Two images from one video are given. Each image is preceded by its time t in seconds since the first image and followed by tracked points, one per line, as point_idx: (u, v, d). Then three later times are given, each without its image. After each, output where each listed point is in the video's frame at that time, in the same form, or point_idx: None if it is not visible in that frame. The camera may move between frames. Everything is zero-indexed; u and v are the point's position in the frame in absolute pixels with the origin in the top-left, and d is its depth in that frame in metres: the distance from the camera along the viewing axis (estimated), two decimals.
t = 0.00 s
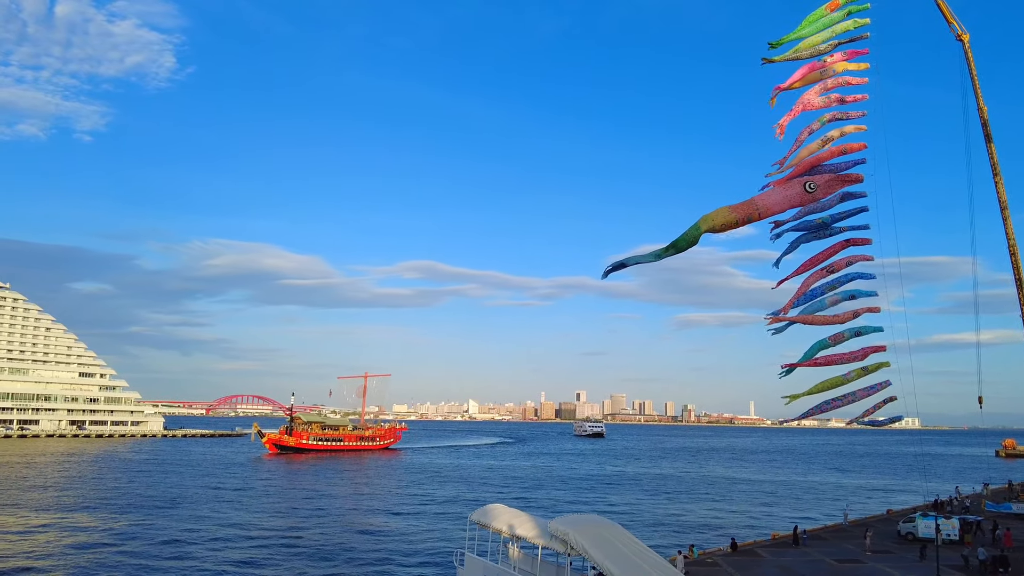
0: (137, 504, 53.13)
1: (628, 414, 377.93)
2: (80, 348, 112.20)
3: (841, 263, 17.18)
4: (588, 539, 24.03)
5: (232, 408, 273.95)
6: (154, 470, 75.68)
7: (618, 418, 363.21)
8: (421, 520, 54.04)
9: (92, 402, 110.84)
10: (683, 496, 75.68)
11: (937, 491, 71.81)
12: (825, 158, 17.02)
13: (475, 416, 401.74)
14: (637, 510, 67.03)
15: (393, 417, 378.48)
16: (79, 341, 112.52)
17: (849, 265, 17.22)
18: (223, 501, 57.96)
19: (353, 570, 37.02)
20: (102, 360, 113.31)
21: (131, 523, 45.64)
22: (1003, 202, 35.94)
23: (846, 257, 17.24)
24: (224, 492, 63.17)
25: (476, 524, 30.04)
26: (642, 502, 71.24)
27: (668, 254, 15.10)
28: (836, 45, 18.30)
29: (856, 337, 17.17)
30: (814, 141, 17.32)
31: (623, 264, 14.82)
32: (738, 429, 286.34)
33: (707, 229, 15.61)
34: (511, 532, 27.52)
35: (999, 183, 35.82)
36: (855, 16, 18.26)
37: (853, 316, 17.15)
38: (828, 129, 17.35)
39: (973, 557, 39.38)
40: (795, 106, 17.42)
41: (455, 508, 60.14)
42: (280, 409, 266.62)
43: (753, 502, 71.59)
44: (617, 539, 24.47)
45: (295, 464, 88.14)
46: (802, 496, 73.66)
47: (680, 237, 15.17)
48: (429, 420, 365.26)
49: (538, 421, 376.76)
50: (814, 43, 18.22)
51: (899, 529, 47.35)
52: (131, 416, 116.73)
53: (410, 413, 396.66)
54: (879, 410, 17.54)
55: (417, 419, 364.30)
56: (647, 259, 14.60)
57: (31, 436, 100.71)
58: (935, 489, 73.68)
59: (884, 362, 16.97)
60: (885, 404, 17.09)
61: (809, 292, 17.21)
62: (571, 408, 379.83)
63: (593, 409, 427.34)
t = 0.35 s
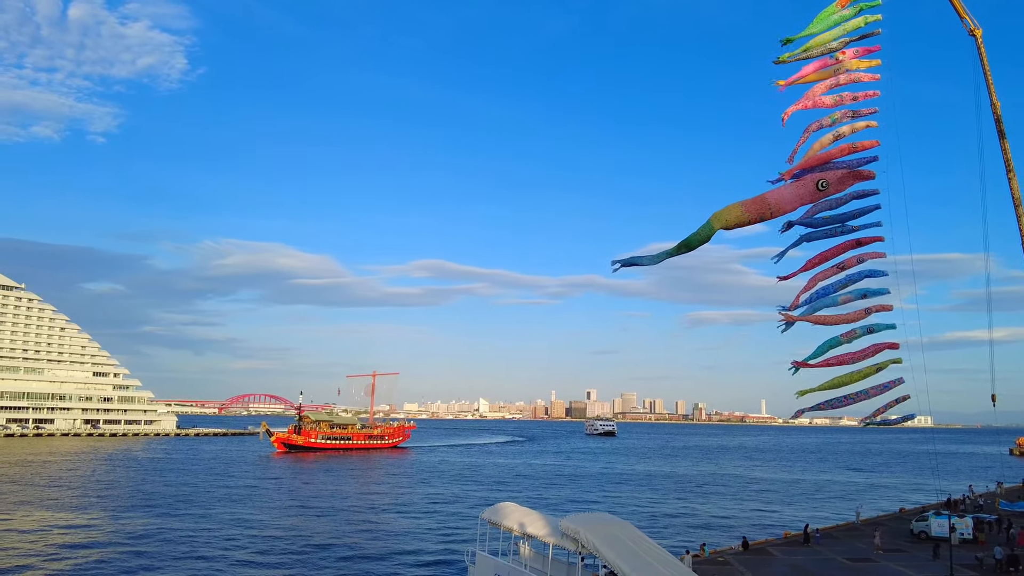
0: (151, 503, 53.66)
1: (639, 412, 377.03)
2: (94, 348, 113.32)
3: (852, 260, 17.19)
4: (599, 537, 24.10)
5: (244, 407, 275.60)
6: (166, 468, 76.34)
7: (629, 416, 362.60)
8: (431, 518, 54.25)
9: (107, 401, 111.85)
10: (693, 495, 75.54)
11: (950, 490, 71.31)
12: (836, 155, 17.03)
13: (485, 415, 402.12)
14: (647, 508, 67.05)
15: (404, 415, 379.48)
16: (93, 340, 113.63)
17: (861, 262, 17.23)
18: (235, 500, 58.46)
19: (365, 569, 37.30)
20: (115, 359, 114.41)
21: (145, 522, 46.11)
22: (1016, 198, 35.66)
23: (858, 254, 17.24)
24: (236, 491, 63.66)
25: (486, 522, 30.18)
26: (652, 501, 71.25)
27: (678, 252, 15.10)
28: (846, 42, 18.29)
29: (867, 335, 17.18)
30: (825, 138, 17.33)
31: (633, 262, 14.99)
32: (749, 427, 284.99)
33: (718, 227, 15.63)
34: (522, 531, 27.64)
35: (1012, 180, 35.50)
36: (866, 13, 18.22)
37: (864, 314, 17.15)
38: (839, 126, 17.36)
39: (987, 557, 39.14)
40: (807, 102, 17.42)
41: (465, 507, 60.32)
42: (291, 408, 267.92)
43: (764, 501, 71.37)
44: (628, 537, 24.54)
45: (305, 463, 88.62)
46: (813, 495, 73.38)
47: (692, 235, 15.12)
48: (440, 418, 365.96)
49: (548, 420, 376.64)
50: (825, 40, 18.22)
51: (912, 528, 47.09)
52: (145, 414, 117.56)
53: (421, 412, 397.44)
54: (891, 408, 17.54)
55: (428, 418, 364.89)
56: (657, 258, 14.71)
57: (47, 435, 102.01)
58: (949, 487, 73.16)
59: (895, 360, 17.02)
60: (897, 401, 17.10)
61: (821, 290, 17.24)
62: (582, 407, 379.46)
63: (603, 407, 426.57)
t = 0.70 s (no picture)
0: (166, 502, 54.21)
1: (652, 411, 375.72)
2: (111, 347, 114.66)
3: (868, 258, 17.21)
4: (612, 537, 24.20)
5: (258, 406, 277.53)
6: (181, 467, 77.07)
7: (641, 415, 361.58)
8: (443, 517, 54.47)
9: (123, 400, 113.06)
10: (706, 494, 75.35)
11: (967, 489, 70.65)
12: (849, 153, 17.08)
13: (498, 413, 402.42)
14: (660, 508, 66.90)
15: (417, 414, 380.73)
16: (109, 340, 114.87)
17: (876, 261, 17.26)
18: (249, 498, 58.91)
19: (380, 568, 37.53)
20: (131, 359, 116.08)
21: (160, 520, 46.60)
22: None
23: (874, 252, 17.28)
24: (249, 489, 64.22)
25: (500, 521, 30.37)
26: (665, 500, 71.09)
27: (692, 251, 15.30)
28: (860, 39, 18.30)
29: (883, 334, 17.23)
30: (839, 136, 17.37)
31: (646, 262, 15.30)
32: (763, 427, 282.96)
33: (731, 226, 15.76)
34: (536, 529, 27.82)
35: None
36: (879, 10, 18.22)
37: (881, 312, 17.18)
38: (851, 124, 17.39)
39: (1004, 557, 38.82)
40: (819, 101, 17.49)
41: (477, 506, 60.51)
42: (304, 408, 269.28)
43: (777, 500, 71.06)
44: (641, 536, 24.63)
45: (317, 462, 89.13)
46: (827, 494, 73.01)
47: (704, 233, 15.29)
48: (453, 417, 366.89)
49: (561, 418, 376.36)
50: (837, 39, 18.30)
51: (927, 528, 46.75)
52: (161, 414, 118.59)
53: (433, 411, 398.41)
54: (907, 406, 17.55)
55: (441, 417, 365.71)
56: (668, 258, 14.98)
57: (64, 434, 103.43)
58: (965, 487, 72.46)
59: (910, 358, 17.05)
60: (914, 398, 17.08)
61: (835, 288, 17.32)
62: (594, 406, 378.83)
63: (616, 406, 425.75)
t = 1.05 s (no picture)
0: (183, 500, 54.91)
1: (666, 411, 374.34)
2: (129, 347, 116.12)
3: (884, 255, 17.24)
4: (626, 536, 24.32)
5: (273, 405, 279.50)
6: (197, 466, 77.96)
7: (655, 415, 360.41)
8: (457, 516, 54.77)
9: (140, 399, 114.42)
10: (719, 493, 75.15)
11: (985, 489, 70.03)
12: (866, 151, 17.11)
13: (512, 413, 402.73)
14: (674, 507, 66.84)
15: (430, 413, 381.98)
16: (127, 340, 116.29)
17: (892, 259, 17.29)
18: (264, 497, 59.46)
19: (395, 566, 37.80)
20: (149, 359, 117.51)
21: (178, 519, 47.23)
22: None
23: (890, 250, 17.30)
24: (265, 488, 64.89)
25: (514, 519, 30.57)
26: (678, 500, 71.01)
27: (707, 248, 15.32)
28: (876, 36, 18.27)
29: (900, 332, 17.26)
30: (856, 134, 17.39)
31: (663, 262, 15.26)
32: (778, 426, 281.12)
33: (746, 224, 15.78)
34: (550, 527, 28.01)
35: None
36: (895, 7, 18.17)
37: (897, 310, 17.22)
38: (868, 122, 17.40)
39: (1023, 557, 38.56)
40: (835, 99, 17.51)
41: (490, 505, 60.75)
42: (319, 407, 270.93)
43: (792, 499, 70.78)
44: (655, 535, 24.73)
45: (331, 461, 89.80)
46: (842, 494, 72.59)
47: (719, 231, 15.34)
48: (466, 416, 367.89)
49: (574, 418, 375.99)
50: (853, 37, 18.28)
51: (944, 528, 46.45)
52: (178, 413, 119.75)
53: (447, 410, 399.43)
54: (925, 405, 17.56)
55: (454, 416, 366.77)
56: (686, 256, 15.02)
57: (83, 433, 104.92)
58: (983, 487, 71.83)
59: (928, 356, 17.07)
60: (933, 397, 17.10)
61: (851, 286, 17.38)
62: (608, 406, 378.06)
63: (630, 406, 424.62)
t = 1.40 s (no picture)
0: (202, 498, 55.61)
1: (682, 409, 372.88)
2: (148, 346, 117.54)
3: (902, 253, 17.11)
4: (643, 534, 24.36)
5: (291, 403, 281.87)
6: (216, 464, 78.86)
7: (671, 414, 359.15)
8: (472, 514, 55.05)
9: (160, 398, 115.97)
10: (735, 492, 74.82)
11: (1006, 489, 69.22)
12: (885, 148, 16.96)
13: (527, 411, 403.27)
14: (689, 506, 66.66)
15: (446, 412, 383.46)
16: (147, 339, 117.67)
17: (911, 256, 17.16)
18: (282, 495, 60.06)
19: (412, 565, 38.06)
20: (168, 358, 118.79)
21: (197, 516, 47.83)
22: None
23: (908, 248, 17.18)
24: (282, 485, 65.57)
25: (530, 518, 30.66)
26: (694, 499, 70.79)
27: (724, 246, 15.27)
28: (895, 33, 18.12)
29: (919, 331, 17.16)
30: (875, 132, 17.24)
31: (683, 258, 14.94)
32: (796, 425, 279.12)
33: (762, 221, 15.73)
34: (566, 526, 28.09)
35: None
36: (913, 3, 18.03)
37: (916, 309, 17.12)
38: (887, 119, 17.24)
39: None
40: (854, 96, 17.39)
41: (505, 503, 60.96)
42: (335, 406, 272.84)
43: (809, 499, 70.33)
44: (672, 535, 24.70)
45: (346, 459, 90.51)
46: (859, 494, 72.05)
47: (737, 229, 15.30)
48: (481, 415, 369.01)
49: (590, 416, 375.77)
50: (872, 34, 18.15)
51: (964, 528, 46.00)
52: (197, 411, 121.11)
53: (463, 409, 400.86)
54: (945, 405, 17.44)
55: (470, 414, 367.91)
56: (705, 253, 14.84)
57: (104, 431, 106.49)
58: (1004, 486, 71.01)
59: (947, 355, 16.96)
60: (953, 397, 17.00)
61: (869, 284, 17.27)
62: (623, 404, 377.39)
63: (646, 405, 423.29)
